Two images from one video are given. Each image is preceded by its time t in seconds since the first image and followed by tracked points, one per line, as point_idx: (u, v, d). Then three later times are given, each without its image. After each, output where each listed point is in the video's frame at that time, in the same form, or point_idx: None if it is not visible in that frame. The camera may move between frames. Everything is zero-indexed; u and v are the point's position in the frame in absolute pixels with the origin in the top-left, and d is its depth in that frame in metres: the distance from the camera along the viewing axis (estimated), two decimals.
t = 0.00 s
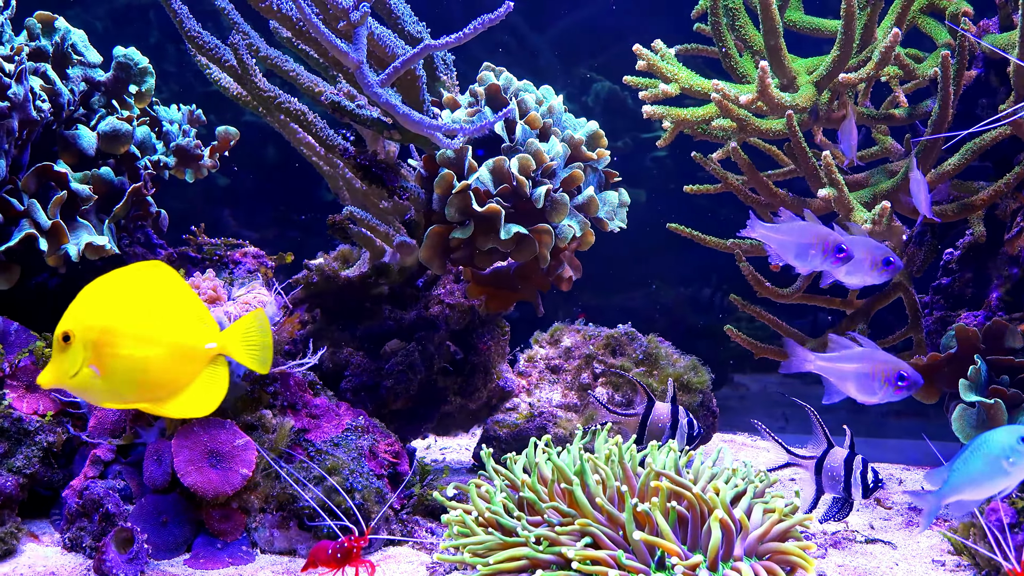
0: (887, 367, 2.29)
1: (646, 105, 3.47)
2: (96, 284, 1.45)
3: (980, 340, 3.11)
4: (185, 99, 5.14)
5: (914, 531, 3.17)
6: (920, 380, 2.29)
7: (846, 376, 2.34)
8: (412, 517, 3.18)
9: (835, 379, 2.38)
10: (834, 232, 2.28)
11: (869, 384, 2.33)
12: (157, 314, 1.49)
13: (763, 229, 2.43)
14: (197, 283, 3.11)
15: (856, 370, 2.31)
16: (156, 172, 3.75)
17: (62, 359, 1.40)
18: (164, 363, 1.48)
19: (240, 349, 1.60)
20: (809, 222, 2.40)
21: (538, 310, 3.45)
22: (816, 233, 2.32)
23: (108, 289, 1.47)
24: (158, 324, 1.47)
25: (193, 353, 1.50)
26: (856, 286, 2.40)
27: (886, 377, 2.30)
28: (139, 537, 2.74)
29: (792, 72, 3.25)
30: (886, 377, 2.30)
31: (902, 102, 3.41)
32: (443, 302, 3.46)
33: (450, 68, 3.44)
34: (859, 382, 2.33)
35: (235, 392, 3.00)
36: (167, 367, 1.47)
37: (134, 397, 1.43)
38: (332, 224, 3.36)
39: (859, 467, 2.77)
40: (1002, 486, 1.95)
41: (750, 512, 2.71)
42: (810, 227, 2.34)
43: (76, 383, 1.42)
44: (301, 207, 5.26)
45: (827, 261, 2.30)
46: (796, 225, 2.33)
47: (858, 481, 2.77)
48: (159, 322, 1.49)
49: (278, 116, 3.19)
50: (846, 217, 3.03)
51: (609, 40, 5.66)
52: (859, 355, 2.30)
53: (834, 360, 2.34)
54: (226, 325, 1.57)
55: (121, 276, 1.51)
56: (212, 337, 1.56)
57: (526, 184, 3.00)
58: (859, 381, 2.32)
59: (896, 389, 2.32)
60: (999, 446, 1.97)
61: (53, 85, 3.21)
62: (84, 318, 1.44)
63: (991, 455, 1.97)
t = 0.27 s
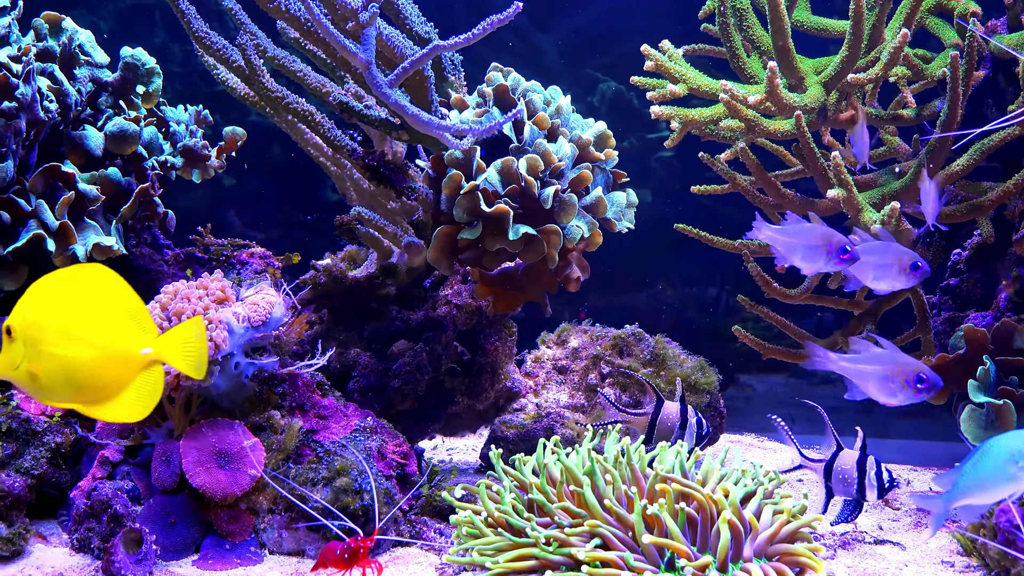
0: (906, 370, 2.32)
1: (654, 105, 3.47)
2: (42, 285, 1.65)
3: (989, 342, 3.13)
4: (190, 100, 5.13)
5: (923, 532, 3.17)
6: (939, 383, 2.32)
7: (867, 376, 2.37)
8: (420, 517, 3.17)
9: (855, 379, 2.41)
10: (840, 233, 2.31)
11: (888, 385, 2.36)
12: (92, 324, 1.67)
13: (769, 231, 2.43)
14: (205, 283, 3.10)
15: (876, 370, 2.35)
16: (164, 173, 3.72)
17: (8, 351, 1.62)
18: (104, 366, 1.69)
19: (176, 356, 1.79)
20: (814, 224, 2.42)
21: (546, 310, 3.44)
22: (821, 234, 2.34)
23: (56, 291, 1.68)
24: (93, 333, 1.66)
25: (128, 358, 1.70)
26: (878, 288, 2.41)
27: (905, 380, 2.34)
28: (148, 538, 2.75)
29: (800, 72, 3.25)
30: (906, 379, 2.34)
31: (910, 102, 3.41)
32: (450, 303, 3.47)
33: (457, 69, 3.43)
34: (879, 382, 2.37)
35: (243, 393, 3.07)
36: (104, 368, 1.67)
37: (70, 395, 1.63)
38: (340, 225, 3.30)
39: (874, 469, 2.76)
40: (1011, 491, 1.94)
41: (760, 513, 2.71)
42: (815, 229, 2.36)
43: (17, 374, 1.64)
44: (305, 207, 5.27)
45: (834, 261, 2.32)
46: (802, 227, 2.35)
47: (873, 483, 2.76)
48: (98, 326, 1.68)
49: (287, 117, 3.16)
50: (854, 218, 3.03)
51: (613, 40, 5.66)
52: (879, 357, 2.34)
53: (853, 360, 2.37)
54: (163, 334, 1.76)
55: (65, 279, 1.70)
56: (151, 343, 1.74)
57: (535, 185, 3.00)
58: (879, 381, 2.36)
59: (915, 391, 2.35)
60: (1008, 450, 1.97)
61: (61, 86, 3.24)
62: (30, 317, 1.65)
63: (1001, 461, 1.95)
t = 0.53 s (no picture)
0: (933, 363, 2.41)
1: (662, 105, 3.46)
2: None
3: (1000, 342, 3.13)
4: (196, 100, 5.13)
5: (933, 532, 3.17)
6: (965, 374, 2.40)
7: (893, 370, 2.46)
8: (429, 518, 3.16)
9: (881, 373, 2.50)
10: (859, 236, 2.31)
11: (914, 378, 2.45)
12: (24, 318, 1.78)
13: (789, 233, 2.43)
14: (215, 283, 3.09)
15: (902, 364, 2.44)
16: (172, 172, 3.73)
17: None
18: (24, 358, 1.81)
19: (94, 353, 1.94)
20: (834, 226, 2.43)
21: (556, 311, 3.43)
22: (844, 238, 2.34)
23: None
24: (23, 327, 1.78)
25: (50, 354, 1.83)
26: (897, 291, 2.43)
27: (931, 372, 2.42)
28: (157, 538, 2.73)
29: (810, 72, 3.20)
30: (932, 372, 2.42)
31: (920, 102, 3.40)
32: (459, 304, 3.48)
33: (467, 68, 3.43)
34: (904, 375, 2.46)
35: (252, 394, 3.08)
36: (28, 360, 1.81)
37: None
38: (349, 225, 3.38)
39: (905, 465, 2.74)
40: None
41: (771, 515, 2.70)
42: (837, 232, 2.37)
43: None
44: (314, 208, 5.18)
45: (857, 266, 2.33)
46: (821, 230, 2.36)
47: (905, 479, 2.73)
48: (25, 322, 1.80)
49: (296, 117, 3.18)
50: (865, 218, 3.02)
51: (619, 40, 5.65)
52: (905, 350, 2.43)
53: (879, 354, 2.46)
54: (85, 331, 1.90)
55: None
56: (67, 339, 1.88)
57: (544, 185, 2.99)
58: (905, 375, 2.44)
59: (942, 383, 2.44)
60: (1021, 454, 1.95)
61: (69, 86, 3.25)
62: None
63: (1014, 466, 1.94)
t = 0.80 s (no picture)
0: (964, 358, 2.52)
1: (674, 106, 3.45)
2: None
3: (1012, 343, 3.13)
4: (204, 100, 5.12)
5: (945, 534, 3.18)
6: (995, 369, 2.56)
7: (924, 366, 2.55)
8: (442, 520, 3.16)
9: (913, 369, 2.58)
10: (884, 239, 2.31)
11: (944, 373, 2.55)
12: None
13: (813, 235, 2.40)
14: (227, 284, 3.09)
15: (933, 359, 2.54)
16: (183, 173, 3.72)
17: None
18: None
19: (24, 341, 2.28)
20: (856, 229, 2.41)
21: (567, 312, 3.42)
22: (868, 243, 2.34)
23: None
24: None
25: None
26: (915, 294, 2.44)
27: (961, 367, 2.54)
28: (171, 539, 2.73)
29: (821, 72, 3.20)
30: (962, 367, 2.53)
31: (932, 102, 3.39)
32: (471, 304, 3.46)
33: (479, 69, 3.42)
34: (935, 371, 2.55)
35: (265, 395, 3.09)
36: None
37: None
38: (360, 225, 3.42)
39: (933, 462, 2.67)
40: None
41: (784, 517, 2.69)
42: (860, 236, 2.35)
43: None
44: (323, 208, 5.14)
45: (879, 270, 2.33)
46: (847, 233, 2.34)
47: (933, 476, 2.66)
48: None
49: (307, 117, 3.17)
50: (879, 219, 3.02)
51: (627, 40, 5.64)
52: (936, 346, 2.53)
53: (910, 351, 2.54)
54: None
55: None
56: None
57: (557, 186, 2.98)
58: (936, 370, 2.54)
59: (971, 378, 2.56)
60: None
61: (80, 86, 3.25)
62: None
63: None
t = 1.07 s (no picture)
0: (981, 359, 2.54)
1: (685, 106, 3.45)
2: None
3: None
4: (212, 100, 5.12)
5: (958, 535, 3.17)
6: (1010, 369, 2.57)
7: (941, 366, 2.58)
8: (454, 521, 3.15)
9: (930, 369, 2.62)
10: (906, 247, 2.34)
11: (962, 373, 2.57)
12: None
13: (836, 245, 2.48)
14: (239, 286, 3.08)
15: (951, 359, 2.56)
16: (193, 174, 3.71)
17: None
18: None
19: None
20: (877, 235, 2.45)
21: (578, 313, 3.41)
22: (885, 250, 2.37)
23: None
24: None
25: None
26: (935, 295, 2.44)
27: (979, 367, 2.55)
28: (183, 541, 2.74)
29: (833, 73, 3.19)
30: (980, 367, 2.55)
31: (943, 103, 3.39)
32: (481, 305, 3.46)
33: (490, 70, 3.42)
34: (952, 371, 2.58)
35: (278, 396, 3.08)
36: None
37: None
38: (371, 226, 3.41)
39: (954, 459, 2.64)
40: None
41: (797, 519, 2.68)
42: (879, 243, 2.39)
43: None
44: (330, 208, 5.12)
45: (897, 276, 2.37)
46: (869, 242, 2.39)
47: (954, 473, 2.63)
48: None
49: (318, 118, 3.16)
50: (892, 220, 3.01)
51: (634, 40, 5.64)
52: (955, 346, 2.55)
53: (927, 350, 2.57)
54: None
55: None
56: None
57: (569, 187, 2.98)
58: (953, 370, 2.57)
59: (990, 378, 2.57)
60: None
61: (91, 86, 3.26)
62: None
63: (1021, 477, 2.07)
